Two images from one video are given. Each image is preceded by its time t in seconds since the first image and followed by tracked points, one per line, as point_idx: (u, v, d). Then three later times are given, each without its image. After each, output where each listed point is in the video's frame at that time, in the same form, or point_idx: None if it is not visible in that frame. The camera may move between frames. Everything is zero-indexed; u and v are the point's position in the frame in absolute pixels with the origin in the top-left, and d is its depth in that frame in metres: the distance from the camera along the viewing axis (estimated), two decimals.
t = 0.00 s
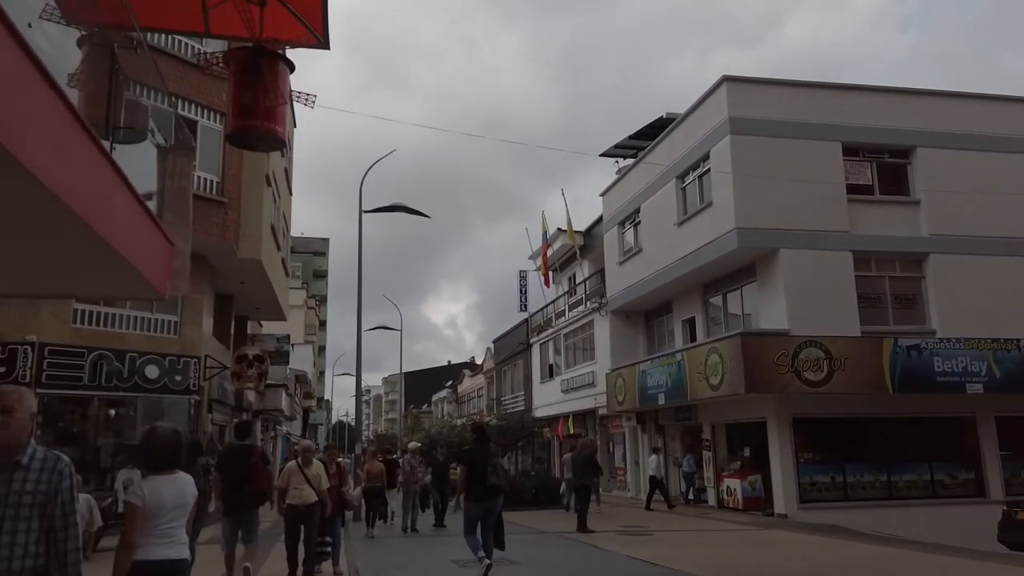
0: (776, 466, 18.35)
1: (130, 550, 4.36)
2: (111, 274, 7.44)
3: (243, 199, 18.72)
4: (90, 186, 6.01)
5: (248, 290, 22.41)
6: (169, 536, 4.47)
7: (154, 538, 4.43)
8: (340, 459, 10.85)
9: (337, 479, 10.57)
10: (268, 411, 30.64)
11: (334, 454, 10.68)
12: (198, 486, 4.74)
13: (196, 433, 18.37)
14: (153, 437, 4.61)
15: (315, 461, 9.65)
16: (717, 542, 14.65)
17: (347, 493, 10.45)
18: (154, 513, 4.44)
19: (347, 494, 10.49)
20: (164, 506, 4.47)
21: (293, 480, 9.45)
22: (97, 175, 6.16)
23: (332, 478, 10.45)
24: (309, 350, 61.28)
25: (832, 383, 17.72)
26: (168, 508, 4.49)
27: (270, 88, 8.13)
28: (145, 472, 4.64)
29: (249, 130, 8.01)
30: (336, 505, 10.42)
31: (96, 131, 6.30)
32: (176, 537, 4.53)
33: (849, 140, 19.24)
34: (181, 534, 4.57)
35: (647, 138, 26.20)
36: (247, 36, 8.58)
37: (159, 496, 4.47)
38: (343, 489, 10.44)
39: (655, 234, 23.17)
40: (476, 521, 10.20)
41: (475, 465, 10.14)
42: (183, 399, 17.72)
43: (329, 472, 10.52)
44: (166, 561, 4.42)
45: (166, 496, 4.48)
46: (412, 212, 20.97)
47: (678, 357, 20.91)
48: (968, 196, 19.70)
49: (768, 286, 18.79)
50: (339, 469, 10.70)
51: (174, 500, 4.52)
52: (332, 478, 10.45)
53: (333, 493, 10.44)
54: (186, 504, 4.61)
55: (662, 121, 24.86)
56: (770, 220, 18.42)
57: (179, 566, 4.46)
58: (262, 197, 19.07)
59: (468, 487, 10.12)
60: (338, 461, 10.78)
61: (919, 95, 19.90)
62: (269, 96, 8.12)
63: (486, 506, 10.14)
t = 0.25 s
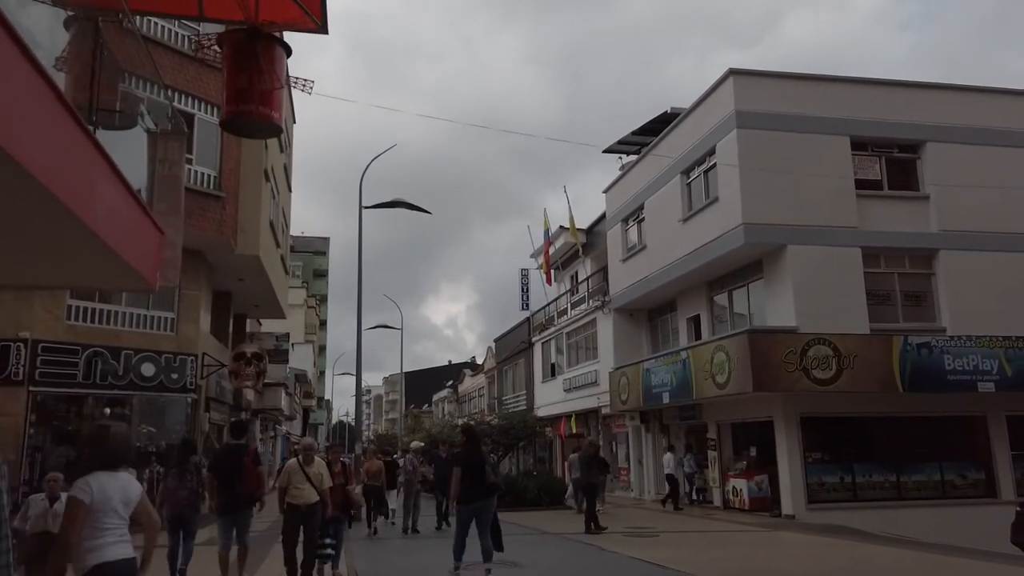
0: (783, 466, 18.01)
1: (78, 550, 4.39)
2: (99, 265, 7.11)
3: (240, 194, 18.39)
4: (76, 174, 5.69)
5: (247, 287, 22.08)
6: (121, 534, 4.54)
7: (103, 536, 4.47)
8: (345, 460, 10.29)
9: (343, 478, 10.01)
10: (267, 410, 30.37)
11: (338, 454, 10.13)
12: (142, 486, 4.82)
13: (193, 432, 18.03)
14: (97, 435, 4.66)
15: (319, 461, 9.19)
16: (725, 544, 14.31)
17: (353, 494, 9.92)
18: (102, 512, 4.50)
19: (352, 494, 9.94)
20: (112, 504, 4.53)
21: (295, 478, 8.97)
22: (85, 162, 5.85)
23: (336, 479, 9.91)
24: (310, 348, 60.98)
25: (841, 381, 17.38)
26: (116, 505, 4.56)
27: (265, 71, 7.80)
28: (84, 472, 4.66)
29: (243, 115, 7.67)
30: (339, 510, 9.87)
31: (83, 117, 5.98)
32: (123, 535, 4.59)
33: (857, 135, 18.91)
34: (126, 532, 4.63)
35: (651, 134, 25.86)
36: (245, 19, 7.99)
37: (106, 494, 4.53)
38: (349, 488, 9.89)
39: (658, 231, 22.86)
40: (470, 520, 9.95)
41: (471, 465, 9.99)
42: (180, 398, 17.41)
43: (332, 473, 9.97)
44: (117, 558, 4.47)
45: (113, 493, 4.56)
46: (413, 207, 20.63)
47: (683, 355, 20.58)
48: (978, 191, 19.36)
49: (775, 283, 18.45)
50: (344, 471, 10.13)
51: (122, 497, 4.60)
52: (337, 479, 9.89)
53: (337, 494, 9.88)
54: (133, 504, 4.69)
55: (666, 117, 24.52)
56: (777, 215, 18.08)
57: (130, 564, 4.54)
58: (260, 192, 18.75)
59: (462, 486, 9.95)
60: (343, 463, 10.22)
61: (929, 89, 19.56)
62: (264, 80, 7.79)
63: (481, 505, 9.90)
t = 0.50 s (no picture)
0: (790, 468, 17.73)
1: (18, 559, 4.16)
2: (88, 257, 6.84)
3: (239, 192, 18.14)
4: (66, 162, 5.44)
5: (245, 286, 21.81)
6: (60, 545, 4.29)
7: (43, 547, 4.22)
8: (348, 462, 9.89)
9: (346, 481, 9.62)
10: (266, 412, 30.11)
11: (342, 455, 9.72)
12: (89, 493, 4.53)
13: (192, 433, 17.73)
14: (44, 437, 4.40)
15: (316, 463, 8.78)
16: (733, 547, 14.02)
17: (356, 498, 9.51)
18: (45, 519, 4.24)
19: (357, 498, 9.55)
20: (54, 512, 4.28)
21: (291, 481, 8.58)
22: (75, 149, 5.58)
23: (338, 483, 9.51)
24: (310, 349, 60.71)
25: (850, 382, 17.10)
26: (58, 513, 4.29)
27: (262, 59, 7.51)
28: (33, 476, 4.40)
29: (239, 103, 7.39)
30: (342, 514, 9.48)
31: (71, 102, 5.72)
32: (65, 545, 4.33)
33: (865, 131, 18.64)
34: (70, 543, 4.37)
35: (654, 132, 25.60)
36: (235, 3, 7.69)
37: (49, 500, 4.27)
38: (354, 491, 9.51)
39: (662, 230, 22.58)
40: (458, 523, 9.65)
41: (458, 468, 9.75)
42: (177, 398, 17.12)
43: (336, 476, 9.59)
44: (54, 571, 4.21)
45: (57, 499, 4.30)
46: (414, 205, 20.37)
47: (687, 355, 20.30)
48: (987, 189, 19.09)
49: (782, 282, 18.17)
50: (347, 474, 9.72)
51: (66, 505, 4.34)
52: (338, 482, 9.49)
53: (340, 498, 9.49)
54: (78, 512, 4.43)
55: (670, 114, 24.26)
56: (784, 213, 17.81)
57: None
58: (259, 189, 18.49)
59: (450, 487, 9.68)
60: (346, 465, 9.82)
61: (938, 85, 19.30)
62: (261, 68, 7.50)
63: (468, 507, 9.60)
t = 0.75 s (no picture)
0: (799, 468, 17.40)
1: None
2: (73, 246, 6.52)
3: (237, 186, 17.82)
4: (47, 143, 5.12)
5: (244, 283, 21.49)
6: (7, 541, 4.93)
7: None
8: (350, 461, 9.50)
9: (347, 481, 9.26)
10: (265, 411, 29.81)
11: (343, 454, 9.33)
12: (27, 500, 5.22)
13: (189, 432, 17.38)
14: None
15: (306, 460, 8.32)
16: (742, 548, 13.71)
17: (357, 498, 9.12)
18: None
19: (359, 498, 9.17)
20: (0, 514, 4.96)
21: (280, 481, 8.18)
22: (57, 130, 5.26)
23: (336, 483, 9.14)
24: (311, 349, 60.43)
25: (860, 379, 16.77)
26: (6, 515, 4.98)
27: (258, 38, 7.17)
28: None
29: (233, 85, 7.08)
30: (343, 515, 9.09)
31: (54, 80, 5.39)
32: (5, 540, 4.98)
33: (875, 125, 18.31)
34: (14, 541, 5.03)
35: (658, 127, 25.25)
36: None
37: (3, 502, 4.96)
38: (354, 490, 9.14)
39: (667, 226, 22.24)
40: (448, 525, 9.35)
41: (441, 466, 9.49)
42: (175, 396, 16.80)
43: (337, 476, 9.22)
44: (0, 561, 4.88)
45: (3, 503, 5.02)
46: (415, 201, 20.04)
47: (693, 353, 19.97)
48: (998, 183, 18.75)
49: (790, 278, 17.84)
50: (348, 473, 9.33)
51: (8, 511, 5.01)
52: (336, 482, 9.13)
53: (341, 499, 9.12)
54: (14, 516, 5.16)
55: (675, 109, 23.91)
56: (792, 208, 17.48)
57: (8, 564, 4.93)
58: (258, 184, 18.17)
59: (436, 486, 9.42)
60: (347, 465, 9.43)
61: (948, 78, 18.96)
62: (257, 48, 7.17)
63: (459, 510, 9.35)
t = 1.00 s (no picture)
0: (808, 469, 17.07)
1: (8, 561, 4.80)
2: (58, 237, 6.23)
3: (236, 183, 17.52)
4: (28, 124, 4.83)
5: (244, 281, 21.21)
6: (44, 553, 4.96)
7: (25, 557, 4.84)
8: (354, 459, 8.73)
9: (352, 481, 8.52)
10: (267, 411, 29.55)
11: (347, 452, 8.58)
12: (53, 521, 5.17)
13: (188, 432, 17.08)
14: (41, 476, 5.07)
15: (300, 462, 7.92)
16: (753, 552, 13.37)
17: (362, 500, 8.39)
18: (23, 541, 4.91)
19: (364, 500, 8.47)
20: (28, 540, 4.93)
21: (270, 483, 7.82)
22: (39, 111, 4.97)
23: (338, 484, 8.40)
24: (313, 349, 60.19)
25: (871, 379, 16.44)
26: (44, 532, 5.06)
27: (254, 20, 6.85)
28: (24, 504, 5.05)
29: (227, 69, 6.78)
30: (347, 519, 8.39)
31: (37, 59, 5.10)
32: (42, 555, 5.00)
33: (885, 120, 17.98)
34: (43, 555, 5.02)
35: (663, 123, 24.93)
36: None
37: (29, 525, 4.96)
38: (358, 491, 8.42)
39: (673, 223, 21.91)
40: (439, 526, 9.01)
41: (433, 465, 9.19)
42: (173, 396, 16.49)
43: (340, 476, 8.48)
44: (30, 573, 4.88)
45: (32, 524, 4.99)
46: (417, 198, 19.74)
47: (700, 352, 19.66)
48: (1011, 179, 18.42)
49: (799, 275, 17.51)
50: (353, 472, 8.59)
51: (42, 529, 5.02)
52: (338, 483, 8.40)
53: (345, 501, 8.40)
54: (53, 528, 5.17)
55: (680, 105, 23.59)
56: (801, 204, 17.16)
57: None
58: (257, 180, 17.88)
59: (428, 489, 9.12)
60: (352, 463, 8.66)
61: (960, 71, 18.62)
62: (253, 30, 6.86)
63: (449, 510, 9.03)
